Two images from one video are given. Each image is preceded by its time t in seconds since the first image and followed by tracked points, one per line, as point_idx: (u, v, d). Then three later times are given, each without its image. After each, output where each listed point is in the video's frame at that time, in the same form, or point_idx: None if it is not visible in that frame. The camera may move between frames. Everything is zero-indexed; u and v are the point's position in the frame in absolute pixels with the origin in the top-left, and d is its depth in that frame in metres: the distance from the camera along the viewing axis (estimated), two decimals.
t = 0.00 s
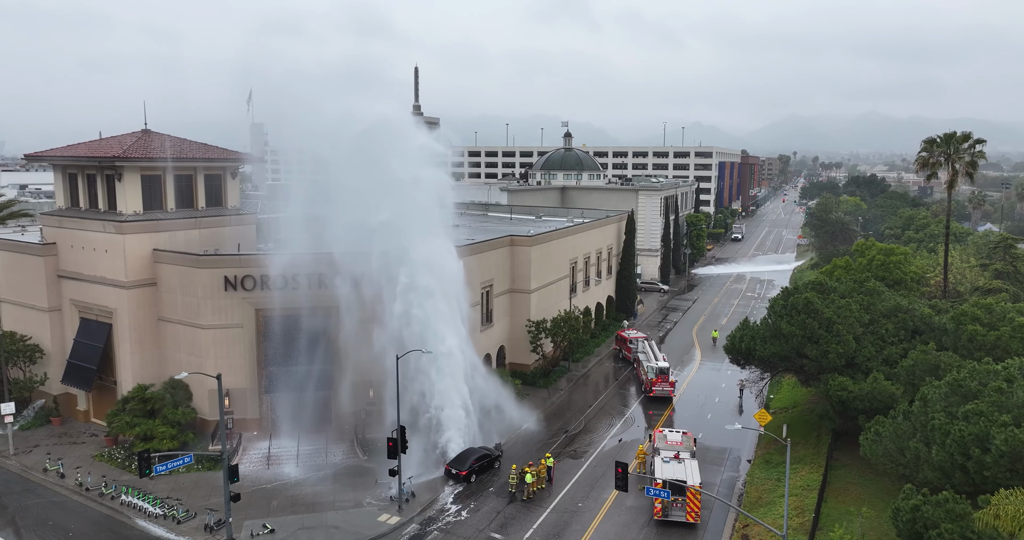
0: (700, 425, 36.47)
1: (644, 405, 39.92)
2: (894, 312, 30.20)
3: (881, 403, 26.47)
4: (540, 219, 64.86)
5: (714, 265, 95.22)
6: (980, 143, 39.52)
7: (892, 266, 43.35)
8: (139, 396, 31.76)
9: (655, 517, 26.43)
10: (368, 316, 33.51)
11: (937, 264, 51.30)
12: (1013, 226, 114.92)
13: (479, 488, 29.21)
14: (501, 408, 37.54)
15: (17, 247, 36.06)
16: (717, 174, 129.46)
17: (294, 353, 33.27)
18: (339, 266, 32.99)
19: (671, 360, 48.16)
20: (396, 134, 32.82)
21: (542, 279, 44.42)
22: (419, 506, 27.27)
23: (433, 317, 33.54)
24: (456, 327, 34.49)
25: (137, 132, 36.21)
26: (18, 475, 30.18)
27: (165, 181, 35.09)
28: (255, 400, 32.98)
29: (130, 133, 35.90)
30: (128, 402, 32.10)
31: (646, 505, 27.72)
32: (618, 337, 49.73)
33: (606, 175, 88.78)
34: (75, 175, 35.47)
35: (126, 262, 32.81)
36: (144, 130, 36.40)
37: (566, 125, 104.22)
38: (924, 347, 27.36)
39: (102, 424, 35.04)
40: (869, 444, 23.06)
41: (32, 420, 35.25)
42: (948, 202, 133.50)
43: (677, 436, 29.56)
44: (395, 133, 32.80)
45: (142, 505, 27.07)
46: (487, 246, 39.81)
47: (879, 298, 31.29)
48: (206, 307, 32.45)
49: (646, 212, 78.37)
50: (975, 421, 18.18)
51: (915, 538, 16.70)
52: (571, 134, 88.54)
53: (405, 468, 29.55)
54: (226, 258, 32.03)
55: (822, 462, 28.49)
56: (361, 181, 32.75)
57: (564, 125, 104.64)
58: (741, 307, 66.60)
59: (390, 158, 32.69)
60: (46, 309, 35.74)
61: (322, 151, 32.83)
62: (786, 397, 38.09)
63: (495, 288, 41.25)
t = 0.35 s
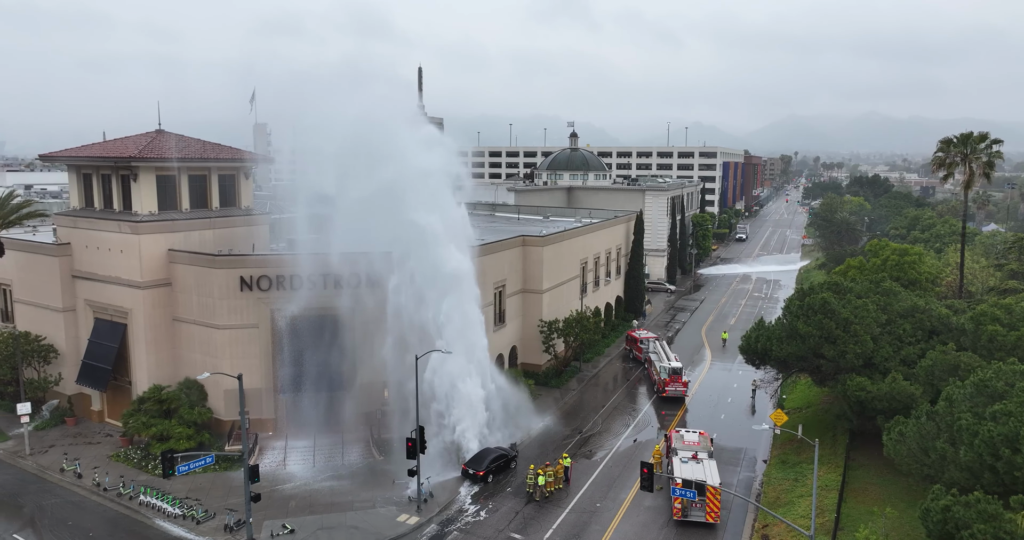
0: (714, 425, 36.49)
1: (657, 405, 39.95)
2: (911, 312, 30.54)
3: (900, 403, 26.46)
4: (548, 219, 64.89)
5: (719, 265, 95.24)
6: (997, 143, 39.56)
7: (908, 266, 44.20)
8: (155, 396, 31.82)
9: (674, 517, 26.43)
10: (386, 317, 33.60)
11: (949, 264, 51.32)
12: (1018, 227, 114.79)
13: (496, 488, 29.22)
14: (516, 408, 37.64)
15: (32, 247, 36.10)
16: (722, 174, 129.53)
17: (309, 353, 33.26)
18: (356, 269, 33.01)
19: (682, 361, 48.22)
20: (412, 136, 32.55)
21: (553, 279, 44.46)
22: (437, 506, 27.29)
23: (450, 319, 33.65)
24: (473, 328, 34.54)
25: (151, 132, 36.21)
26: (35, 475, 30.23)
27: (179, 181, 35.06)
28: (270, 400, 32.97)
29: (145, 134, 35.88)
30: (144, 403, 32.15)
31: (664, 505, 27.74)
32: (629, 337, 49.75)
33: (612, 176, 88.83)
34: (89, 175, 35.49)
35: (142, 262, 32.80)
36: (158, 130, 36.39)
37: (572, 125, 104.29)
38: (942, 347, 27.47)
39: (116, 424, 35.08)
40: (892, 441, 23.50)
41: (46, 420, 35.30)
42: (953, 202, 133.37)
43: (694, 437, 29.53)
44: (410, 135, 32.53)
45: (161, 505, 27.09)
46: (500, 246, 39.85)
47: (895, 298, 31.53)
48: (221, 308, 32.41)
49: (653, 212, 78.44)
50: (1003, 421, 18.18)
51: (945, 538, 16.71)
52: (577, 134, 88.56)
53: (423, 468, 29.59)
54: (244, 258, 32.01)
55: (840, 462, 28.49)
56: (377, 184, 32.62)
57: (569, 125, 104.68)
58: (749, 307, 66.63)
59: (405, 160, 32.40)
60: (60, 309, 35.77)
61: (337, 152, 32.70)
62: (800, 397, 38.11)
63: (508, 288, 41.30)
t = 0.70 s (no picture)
0: (727, 425, 36.49)
1: (669, 405, 39.98)
2: (927, 313, 30.77)
3: (919, 403, 26.49)
4: (556, 219, 64.90)
5: (725, 265, 95.34)
6: (1014, 143, 39.47)
7: (922, 266, 44.51)
8: (171, 397, 31.84)
9: (693, 517, 26.41)
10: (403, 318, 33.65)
11: (961, 264, 51.37)
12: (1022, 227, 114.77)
13: (513, 488, 29.21)
14: (531, 408, 37.72)
15: (46, 248, 36.14)
16: (725, 174, 129.58)
17: (324, 354, 33.30)
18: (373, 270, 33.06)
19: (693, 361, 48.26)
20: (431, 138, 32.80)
21: (565, 279, 44.51)
22: (456, 507, 27.29)
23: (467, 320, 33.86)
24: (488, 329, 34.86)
25: (165, 132, 36.23)
26: (52, 475, 30.25)
27: (193, 181, 35.08)
28: (285, 400, 32.92)
29: (159, 134, 35.91)
30: (160, 403, 32.18)
31: (682, 505, 27.73)
32: (639, 337, 49.78)
33: (618, 175, 88.87)
34: (104, 175, 35.54)
35: (157, 263, 32.78)
36: (172, 130, 36.39)
37: (577, 125, 104.33)
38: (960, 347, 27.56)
39: (131, 424, 35.10)
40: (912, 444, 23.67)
41: (61, 420, 35.35)
42: (956, 202, 133.41)
43: (711, 437, 29.44)
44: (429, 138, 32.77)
45: (179, 505, 27.10)
46: (513, 246, 39.88)
47: (911, 298, 31.64)
48: (236, 308, 32.34)
49: (659, 212, 78.47)
50: None
51: (975, 538, 16.69)
52: (583, 134, 88.58)
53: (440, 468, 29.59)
54: (261, 258, 32.00)
55: (857, 462, 28.52)
56: (396, 187, 32.92)
57: (575, 125, 104.65)
58: (756, 307, 66.71)
59: (425, 162, 32.72)
60: (74, 309, 35.77)
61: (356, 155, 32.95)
62: (813, 397, 38.15)
63: (520, 288, 41.34)
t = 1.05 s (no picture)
0: (741, 425, 36.45)
1: (682, 405, 39.97)
2: (944, 312, 30.91)
3: (937, 403, 26.48)
4: (563, 219, 64.88)
5: (730, 265, 95.28)
6: None
7: (936, 266, 45.21)
8: (186, 396, 31.77)
9: (711, 518, 26.38)
10: (421, 317, 33.70)
11: (972, 264, 51.44)
12: None
13: (530, 488, 29.23)
14: (546, 408, 37.76)
15: (60, 248, 36.14)
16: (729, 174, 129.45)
17: (339, 354, 33.30)
18: (392, 269, 33.13)
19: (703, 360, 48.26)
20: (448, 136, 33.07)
21: (576, 278, 44.52)
22: (474, 507, 27.30)
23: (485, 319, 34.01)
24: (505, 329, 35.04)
25: (179, 132, 36.21)
26: (68, 475, 30.25)
27: (207, 181, 35.12)
28: (300, 400, 32.94)
29: (172, 134, 35.91)
30: (175, 403, 32.17)
31: (699, 506, 27.72)
32: (648, 337, 49.77)
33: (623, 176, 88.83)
34: (118, 175, 35.56)
35: (172, 263, 32.79)
36: (185, 130, 36.37)
37: (582, 125, 104.25)
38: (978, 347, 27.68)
39: (145, 424, 35.12)
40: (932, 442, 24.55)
41: (74, 420, 35.39)
42: (960, 202, 133.28)
43: (727, 437, 29.40)
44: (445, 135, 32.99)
45: (197, 505, 27.11)
46: (526, 246, 39.88)
47: (927, 298, 31.88)
48: (252, 308, 32.33)
49: (666, 212, 78.46)
50: None
51: (1004, 538, 16.70)
52: (589, 134, 88.57)
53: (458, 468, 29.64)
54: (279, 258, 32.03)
55: (874, 463, 28.51)
56: (413, 184, 33.01)
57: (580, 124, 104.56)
58: (764, 307, 66.71)
59: (442, 160, 33.02)
60: (88, 309, 35.79)
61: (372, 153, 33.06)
62: (826, 397, 38.17)
63: (532, 288, 41.33)
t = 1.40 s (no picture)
0: (754, 425, 36.42)
1: (693, 405, 39.96)
2: (960, 312, 31.23)
3: (954, 402, 26.49)
4: (570, 219, 64.89)
5: (735, 265, 95.17)
6: None
7: (948, 266, 46.21)
8: (201, 396, 31.73)
9: (729, 517, 26.36)
10: (436, 318, 33.72)
11: (982, 263, 51.59)
12: None
13: (546, 488, 29.22)
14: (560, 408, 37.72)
15: (73, 248, 36.18)
16: (733, 174, 129.42)
17: (354, 355, 33.32)
18: (407, 270, 33.22)
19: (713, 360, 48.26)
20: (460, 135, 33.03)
21: (587, 278, 44.54)
22: (491, 506, 27.30)
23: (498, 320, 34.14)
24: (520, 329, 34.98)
25: (192, 132, 36.21)
26: (84, 475, 30.25)
27: (220, 180, 35.12)
28: (315, 400, 32.97)
29: (186, 134, 35.92)
30: (190, 402, 32.06)
31: (716, 505, 27.71)
32: (658, 337, 49.74)
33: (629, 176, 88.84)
34: (131, 175, 35.60)
35: (186, 263, 32.79)
36: (198, 130, 36.37)
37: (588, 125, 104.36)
38: (995, 346, 27.88)
39: (158, 425, 35.14)
40: (950, 443, 25.05)
41: (87, 420, 35.43)
42: (964, 202, 133.05)
43: (742, 436, 29.36)
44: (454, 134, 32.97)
45: (215, 505, 27.12)
46: (537, 246, 39.90)
47: (942, 298, 32.27)
48: (267, 308, 32.34)
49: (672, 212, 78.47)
50: None
51: None
52: (594, 134, 88.64)
53: (475, 468, 29.66)
54: (293, 258, 32.02)
55: (891, 463, 28.46)
56: (425, 183, 33.04)
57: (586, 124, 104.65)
58: (771, 307, 66.68)
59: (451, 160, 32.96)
60: (101, 309, 35.80)
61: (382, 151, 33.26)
62: (839, 397, 38.18)
63: (544, 288, 41.35)
